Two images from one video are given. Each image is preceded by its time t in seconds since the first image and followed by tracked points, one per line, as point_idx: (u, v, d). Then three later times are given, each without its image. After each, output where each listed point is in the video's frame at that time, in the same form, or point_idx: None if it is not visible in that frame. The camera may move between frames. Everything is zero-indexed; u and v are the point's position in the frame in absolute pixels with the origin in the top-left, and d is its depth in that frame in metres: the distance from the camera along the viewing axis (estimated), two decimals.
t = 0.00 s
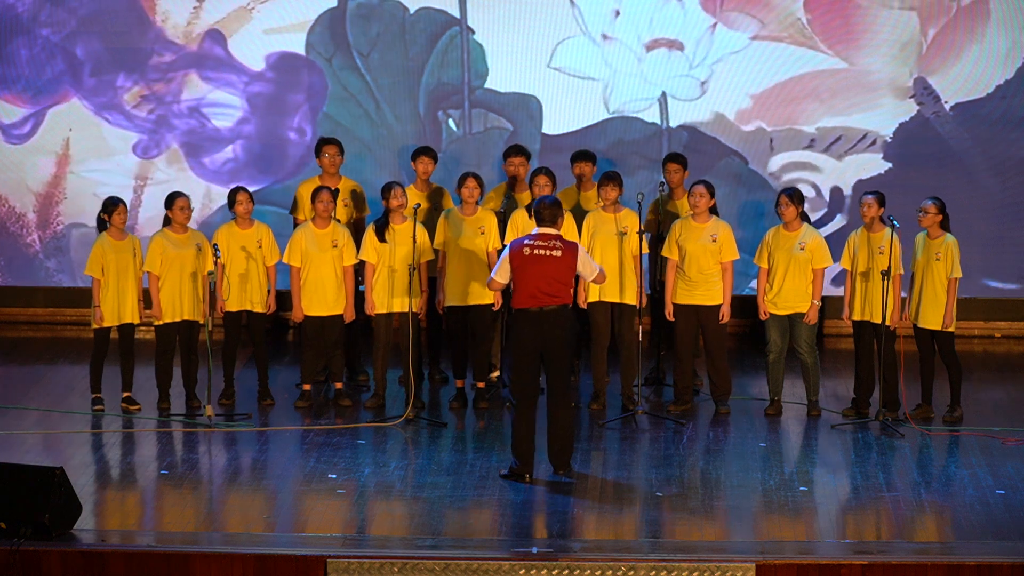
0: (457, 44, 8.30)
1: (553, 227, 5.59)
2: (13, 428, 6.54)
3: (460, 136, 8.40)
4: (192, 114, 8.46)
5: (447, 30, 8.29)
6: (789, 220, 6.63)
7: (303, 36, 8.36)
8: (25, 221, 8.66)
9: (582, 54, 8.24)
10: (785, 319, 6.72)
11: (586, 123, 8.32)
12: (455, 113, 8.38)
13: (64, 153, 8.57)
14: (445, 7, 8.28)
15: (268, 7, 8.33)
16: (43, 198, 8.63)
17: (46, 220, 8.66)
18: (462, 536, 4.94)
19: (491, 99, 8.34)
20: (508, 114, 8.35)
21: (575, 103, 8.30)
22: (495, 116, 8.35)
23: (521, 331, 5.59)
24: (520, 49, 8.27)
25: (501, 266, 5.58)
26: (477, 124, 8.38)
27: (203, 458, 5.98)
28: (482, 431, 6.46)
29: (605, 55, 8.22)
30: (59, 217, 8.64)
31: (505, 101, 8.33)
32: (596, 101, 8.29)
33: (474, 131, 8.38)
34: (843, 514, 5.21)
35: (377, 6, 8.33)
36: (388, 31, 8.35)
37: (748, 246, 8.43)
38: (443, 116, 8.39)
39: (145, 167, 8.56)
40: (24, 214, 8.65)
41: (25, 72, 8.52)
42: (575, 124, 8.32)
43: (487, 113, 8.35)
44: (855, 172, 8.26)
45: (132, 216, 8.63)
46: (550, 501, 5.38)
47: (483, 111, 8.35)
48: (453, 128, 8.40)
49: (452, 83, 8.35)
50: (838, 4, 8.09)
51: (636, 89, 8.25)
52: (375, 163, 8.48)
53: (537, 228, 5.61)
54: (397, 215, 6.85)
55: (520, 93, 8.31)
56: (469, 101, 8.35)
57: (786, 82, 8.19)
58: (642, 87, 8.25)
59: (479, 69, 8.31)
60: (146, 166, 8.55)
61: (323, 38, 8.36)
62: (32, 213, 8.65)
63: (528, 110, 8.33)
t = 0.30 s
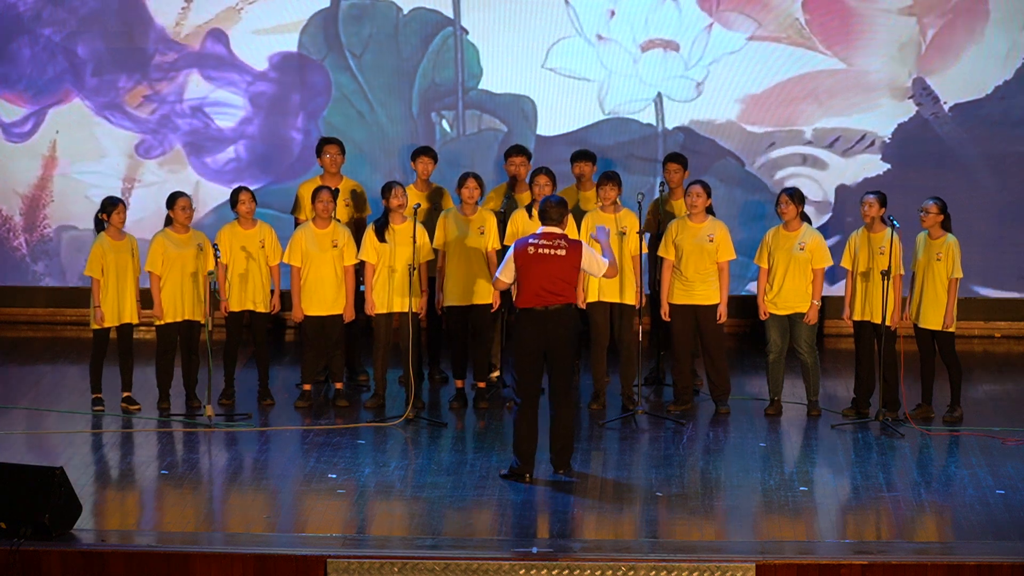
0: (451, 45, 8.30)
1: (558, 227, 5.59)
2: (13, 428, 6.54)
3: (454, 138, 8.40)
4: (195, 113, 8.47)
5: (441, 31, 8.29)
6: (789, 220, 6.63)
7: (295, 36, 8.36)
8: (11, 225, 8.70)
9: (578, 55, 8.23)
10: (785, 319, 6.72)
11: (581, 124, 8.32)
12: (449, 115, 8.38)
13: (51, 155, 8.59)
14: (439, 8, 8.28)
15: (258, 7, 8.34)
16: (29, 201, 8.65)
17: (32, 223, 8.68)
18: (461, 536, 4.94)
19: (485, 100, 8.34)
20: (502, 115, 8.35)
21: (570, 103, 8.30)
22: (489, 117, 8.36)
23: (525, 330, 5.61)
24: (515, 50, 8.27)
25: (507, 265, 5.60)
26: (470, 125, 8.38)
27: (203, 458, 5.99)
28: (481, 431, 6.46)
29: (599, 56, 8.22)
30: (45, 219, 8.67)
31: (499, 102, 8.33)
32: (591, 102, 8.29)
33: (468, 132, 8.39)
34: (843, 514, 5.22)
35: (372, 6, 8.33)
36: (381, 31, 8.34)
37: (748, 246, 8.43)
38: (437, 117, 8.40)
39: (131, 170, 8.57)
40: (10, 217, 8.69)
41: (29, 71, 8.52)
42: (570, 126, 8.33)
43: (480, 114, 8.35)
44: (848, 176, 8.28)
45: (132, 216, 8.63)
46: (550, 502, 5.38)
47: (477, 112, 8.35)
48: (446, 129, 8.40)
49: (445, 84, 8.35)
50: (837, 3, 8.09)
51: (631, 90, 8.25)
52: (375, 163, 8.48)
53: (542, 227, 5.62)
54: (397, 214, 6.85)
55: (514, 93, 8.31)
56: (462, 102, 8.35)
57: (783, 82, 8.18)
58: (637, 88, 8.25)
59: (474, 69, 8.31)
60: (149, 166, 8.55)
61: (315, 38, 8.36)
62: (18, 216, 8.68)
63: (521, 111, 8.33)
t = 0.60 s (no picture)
0: (444, 46, 8.31)
1: (557, 227, 5.61)
2: (12, 428, 6.55)
3: (447, 140, 8.41)
4: (198, 113, 8.47)
5: (434, 32, 8.30)
6: (788, 220, 6.63)
7: (286, 36, 8.36)
8: None
9: (572, 56, 8.24)
10: (786, 319, 6.72)
11: (574, 125, 8.31)
12: (442, 116, 8.39)
13: (36, 158, 8.60)
14: (432, 9, 8.29)
15: (245, 8, 8.34)
16: (14, 204, 8.67)
17: (17, 227, 8.70)
18: (461, 536, 4.94)
19: (482, 101, 8.34)
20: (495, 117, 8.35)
21: (565, 105, 8.30)
22: (483, 119, 8.36)
23: (524, 330, 5.60)
24: (510, 51, 8.27)
25: (506, 267, 5.58)
26: (463, 128, 8.38)
27: (203, 458, 5.99)
28: (482, 431, 6.46)
29: (594, 57, 8.22)
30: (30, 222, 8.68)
31: (493, 103, 8.33)
32: (584, 104, 8.28)
33: (462, 134, 8.39)
34: (843, 514, 5.22)
35: (369, 7, 8.34)
36: (374, 32, 8.35)
37: (748, 246, 8.43)
38: (430, 119, 8.40)
39: (117, 172, 8.58)
40: None
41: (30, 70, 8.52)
42: (564, 128, 8.32)
43: (473, 116, 8.36)
44: (849, 175, 8.26)
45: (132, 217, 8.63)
46: (550, 502, 5.38)
47: (471, 113, 8.35)
48: (440, 131, 8.41)
49: (438, 85, 8.35)
50: (835, 3, 8.09)
51: (626, 92, 8.25)
52: (374, 163, 8.47)
53: (540, 227, 5.62)
54: (396, 214, 6.85)
55: (508, 95, 8.31)
56: (455, 104, 8.36)
57: (780, 83, 8.19)
58: (632, 89, 8.25)
59: (467, 70, 8.31)
60: (151, 166, 8.55)
61: (307, 39, 8.36)
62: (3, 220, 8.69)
63: (515, 112, 8.33)
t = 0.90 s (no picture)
0: (437, 46, 8.31)
1: (550, 228, 5.57)
2: (12, 428, 6.55)
3: (442, 141, 8.41)
4: (200, 113, 8.47)
5: (427, 33, 8.30)
6: (789, 220, 6.63)
7: (278, 36, 8.36)
8: None
9: (567, 57, 8.24)
10: (787, 319, 6.73)
11: (570, 126, 8.31)
12: (435, 118, 8.38)
13: (22, 160, 8.60)
14: (424, 9, 8.29)
15: (233, 9, 8.35)
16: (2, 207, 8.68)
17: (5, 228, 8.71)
18: (461, 536, 4.94)
19: (480, 101, 8.33)
20: (489, 119, 8.34)
21: (561, 106, 8.30)
22: (476, 120, 8.35)
23: (520, 330, 5.59)
24: (506, 52, 8.27)
25: (498, 266, 5.56)
26: (457, 129, 8.38)
27: (203, 458, 5.99)
28: (482, 431, 6.46)
29: (589, 57, 8.22)
30: (16, 226, 8.69)
31: (492, 103, 8.33)
32: (580, 105, 8.28)
33: (455, 136, 8.39)
34: (843, 513, 5.22)
35: (367, 7, 8.33)
36: (372, 32, 8.34)
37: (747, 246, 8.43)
38: (423, 121, 8.39)
39: (105, 172, 8.59)
40: None
41: (30, 70, 8.52)
42: (560, 129, 8.32)
43: (467, 117, 8.35)
44: (854, 173, 8.25)
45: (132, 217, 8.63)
46: (550, 502, 5.38)
47: (465, 114, 8.35)
48: (434, 133, 8.40)
49: (433, 86, 8.35)
50: (834, 4, 8.08)
51: (622, 92, 8.25)
52: (373, 162, 8.47)
53: (534, 228, 5.59)
54: (397, 214, 6.85)
55: (502, 97, 8.31)
56: (449, 105, 8.35)
57: (777, 85, 8.18)
58: (628, 90, 8.25)
59: (461, 72, 8.32)
60: (152, 166, 8.55)
61: (299, 38, 8.35)
62: None
63: (509, 114, 8.33)
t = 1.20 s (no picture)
0: (430, 47, 8.31)
1: (545, 228, 5.58)
2: (12, 428, 6.55)
3: (435, 142, 8.41)
4: (202, 113, 8.46)
5: (420, 33, 8.30)
6: (790, 220, 6.63)
7: (269, 36, 8.35)
8: None
9: (562, 57, 8.24)
10: (788, 319, 6.73)
11: (567, 127, 8.31)
12: (428, 119, 8.39)
13: (7, 162, 8.61)
14: (417, 9, 8.29)
15: (220, 10, 8.36)
16: None
17: None
18: (461, 536, 4.94)
19: (478, 102, 8.33)
20: (482, 121, 8.35)
21: (558, 107, 8.30)
22: (469, 122, 8.36)
23: (517, 333, 5.59)
24: (505, 53, 8.27)
25: (496, 252, 5.60)
26: (450, 131, 8.39)
27: (203, 458, 5.99)
28: (482, 431, 6.46)
29: (584, 58, 8.22)
30: None
31: (490, 104, 8.32)
32: (576, 106, 8.28)
33: (447, 138, 8.40)
34: (843, 513, 5.22)
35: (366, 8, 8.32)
36: (370, 32, 8.34)
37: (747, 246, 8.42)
38: (416, 122, 8.40)
39: (89, 174, 8.60)
40: None
41: (30, 70, 8.52)
42: (557, 129, 8.32)
43: (460, 119, 8.36)
44: (846, 177, 8.27)
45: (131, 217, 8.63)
46: (550, 502, 5.39)
47: (458, 117, 8.36)
48: (426, 134, 8.40)
49: (430, 87, 8.35)
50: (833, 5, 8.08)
51: (618, 93, 8.25)
52: (372, 162, 8.46)
53: (529, 229, 5.60)
54: (397, 214, 6.86)
55: (495, 98, 8.31)
56: (445, 106, 8.36)
57: (772, 86, 8.18)
58: (625, 91, 8.25)
59: (454, 73, 8.31)
60: (153, 166, 8.55)
61: (290, 40, 8.35)
62: None
63: (503, 115, 8.33)
